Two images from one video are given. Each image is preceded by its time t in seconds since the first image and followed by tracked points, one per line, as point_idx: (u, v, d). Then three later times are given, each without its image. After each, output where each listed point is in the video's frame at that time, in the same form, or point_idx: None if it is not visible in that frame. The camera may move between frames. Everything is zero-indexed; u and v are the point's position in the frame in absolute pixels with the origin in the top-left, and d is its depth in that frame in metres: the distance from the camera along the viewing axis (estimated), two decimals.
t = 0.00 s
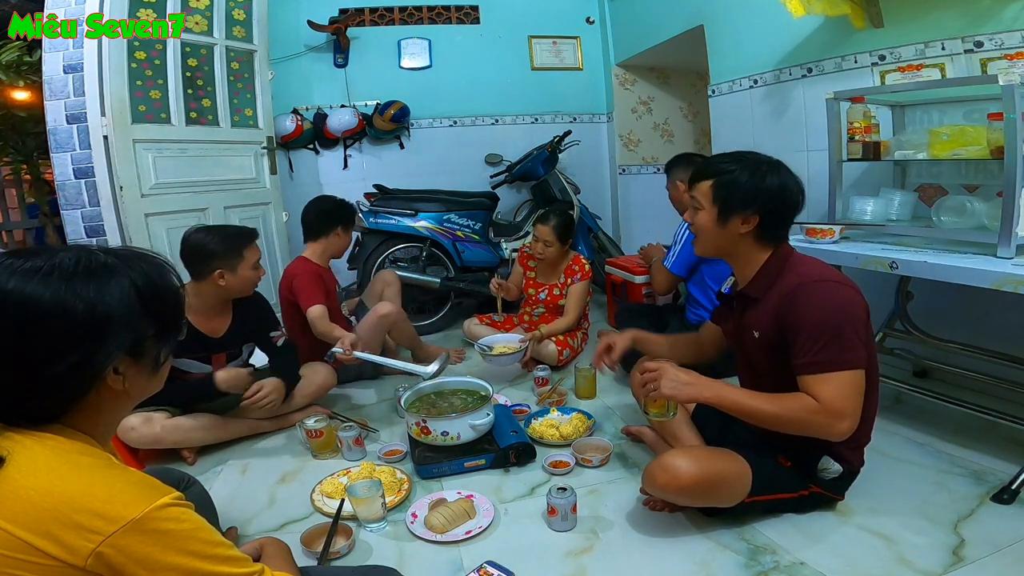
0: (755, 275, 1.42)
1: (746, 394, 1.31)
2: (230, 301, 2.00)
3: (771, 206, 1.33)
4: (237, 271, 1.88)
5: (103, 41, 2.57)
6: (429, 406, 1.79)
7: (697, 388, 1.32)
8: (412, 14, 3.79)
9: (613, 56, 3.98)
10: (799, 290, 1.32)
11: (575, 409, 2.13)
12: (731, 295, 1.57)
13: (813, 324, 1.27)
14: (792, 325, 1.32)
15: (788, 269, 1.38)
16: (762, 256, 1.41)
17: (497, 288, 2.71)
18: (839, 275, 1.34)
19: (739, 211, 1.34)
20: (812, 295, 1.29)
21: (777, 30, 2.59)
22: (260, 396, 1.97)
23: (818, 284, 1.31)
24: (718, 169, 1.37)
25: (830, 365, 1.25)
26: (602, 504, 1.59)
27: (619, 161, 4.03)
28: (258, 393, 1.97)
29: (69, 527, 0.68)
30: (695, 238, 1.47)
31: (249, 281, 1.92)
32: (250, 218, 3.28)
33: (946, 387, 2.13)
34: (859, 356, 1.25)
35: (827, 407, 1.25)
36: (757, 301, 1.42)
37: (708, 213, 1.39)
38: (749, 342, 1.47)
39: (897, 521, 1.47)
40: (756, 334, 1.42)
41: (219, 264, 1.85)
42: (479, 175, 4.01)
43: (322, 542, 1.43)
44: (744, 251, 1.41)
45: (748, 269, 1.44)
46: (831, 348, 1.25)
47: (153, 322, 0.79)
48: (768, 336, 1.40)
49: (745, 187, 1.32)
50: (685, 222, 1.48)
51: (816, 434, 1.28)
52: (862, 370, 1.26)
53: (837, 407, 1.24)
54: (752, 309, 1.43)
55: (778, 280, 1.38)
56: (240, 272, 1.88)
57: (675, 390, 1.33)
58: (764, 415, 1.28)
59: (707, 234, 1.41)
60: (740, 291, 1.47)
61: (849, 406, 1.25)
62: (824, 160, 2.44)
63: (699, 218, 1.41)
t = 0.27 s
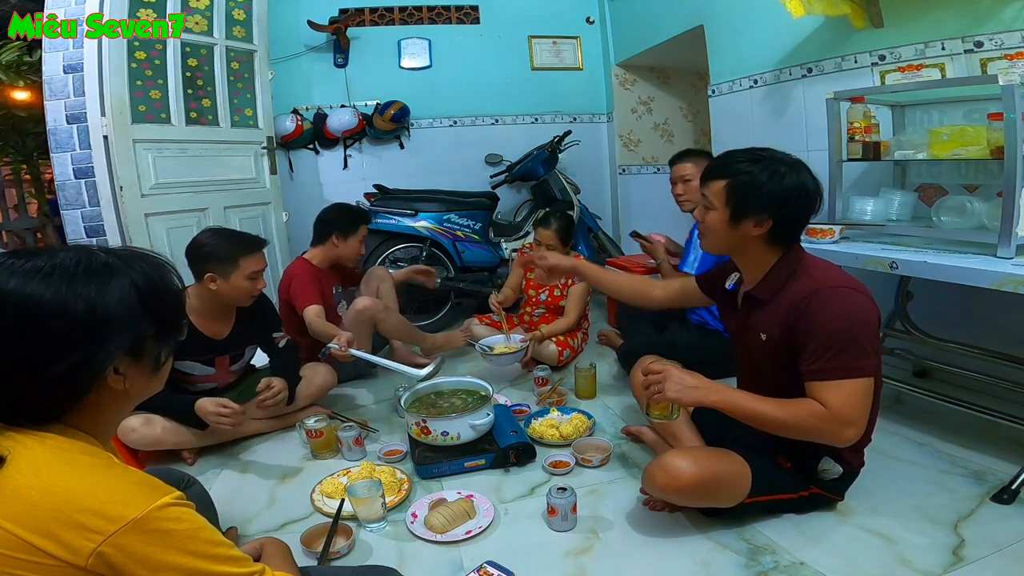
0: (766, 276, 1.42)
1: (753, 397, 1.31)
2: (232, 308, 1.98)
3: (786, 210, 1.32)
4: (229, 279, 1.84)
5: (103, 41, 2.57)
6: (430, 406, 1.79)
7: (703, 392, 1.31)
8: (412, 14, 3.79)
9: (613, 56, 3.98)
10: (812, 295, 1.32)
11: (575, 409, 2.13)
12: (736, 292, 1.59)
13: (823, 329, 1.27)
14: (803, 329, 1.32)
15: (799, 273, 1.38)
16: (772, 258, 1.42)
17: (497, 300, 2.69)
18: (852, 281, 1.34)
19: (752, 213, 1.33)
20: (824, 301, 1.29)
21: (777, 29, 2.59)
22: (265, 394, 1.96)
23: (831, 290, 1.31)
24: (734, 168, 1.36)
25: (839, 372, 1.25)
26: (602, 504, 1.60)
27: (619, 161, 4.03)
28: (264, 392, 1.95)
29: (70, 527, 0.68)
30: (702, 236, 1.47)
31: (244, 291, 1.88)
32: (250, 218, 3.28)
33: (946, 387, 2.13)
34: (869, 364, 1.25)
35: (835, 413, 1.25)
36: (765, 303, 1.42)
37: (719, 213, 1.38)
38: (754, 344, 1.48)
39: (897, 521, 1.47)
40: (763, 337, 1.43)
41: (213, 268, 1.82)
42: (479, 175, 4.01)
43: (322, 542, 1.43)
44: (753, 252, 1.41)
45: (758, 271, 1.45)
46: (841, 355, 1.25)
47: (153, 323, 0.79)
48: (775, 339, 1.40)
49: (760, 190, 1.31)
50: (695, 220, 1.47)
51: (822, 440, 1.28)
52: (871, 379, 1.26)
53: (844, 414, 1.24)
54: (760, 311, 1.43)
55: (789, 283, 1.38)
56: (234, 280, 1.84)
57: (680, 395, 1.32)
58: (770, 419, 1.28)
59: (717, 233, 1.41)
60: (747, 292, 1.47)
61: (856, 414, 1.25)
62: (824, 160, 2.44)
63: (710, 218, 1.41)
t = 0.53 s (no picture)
0: (772, 276, 1.42)
1: (757, 398, 1.31)
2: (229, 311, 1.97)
3: (796, 211, 1.32)
4: (222, 281, 1.83)
5: (103, 41, 2.57)
6: (430, 406, 1.79)
7: (706, 392, 1.31)
8: (412, 14, 3.79)
9: (613, 56, 3.98)
10: (819, 296, 1.32)
11: (576, 409, 2.13)
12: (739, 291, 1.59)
13: (830, 330, 1.27)
14: (809, 330, 1.32)
15: (806, 273, 1.38)
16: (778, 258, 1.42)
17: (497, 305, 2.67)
18: (859, 282, 1.34)
19: (761, 212, 1.33)
20: (831, 302, 1.29)
21: (777, 29, 2.59)
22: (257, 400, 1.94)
23: (838, 291, 1.31)
24: (744, 167, 1.36)
25: (845, 374, 1.25)
26: (602, 504, 1.60)
27: (619, 161, 4.03)
28: (257, 401, 1.93)
29: (70, 527, 0.68)
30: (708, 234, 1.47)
31: (238, 293, 1.86)
32: (250, 218, 3.28)
33: (946, 387, 2.13)
34: (874, 366, 1.25)
35: (840, 414, 1.25)
36: (771, 303, 1.42)
37: (727, 212, 1.38)
38: (757, 344, 1.47)
39: (897, 521, 1.47)
40: (768, 337, 1.42)
41: (206, 269, 1.82)
42: (479, 175, 4.01)
43: (322, 542, 1.43)
44: (759, 251, 1.41)
45: (763, 271, 1.45)
46: (846, 357, 1.25)
47: (153, 323, 0.79)
48: (780, 339, 1.40)
49: (771, 189, 1.31)
50: (700, 218, 1.47)
51: (826, 441, 1.28)
52: (876, 381, 1.26)
53: (849, 415, 1.25)
54: (765, 311, 1.43)
55: (795, 283, 1.38)
56: (226, 282, 1.83)
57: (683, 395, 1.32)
58: (774, 420, 1.28)
59: (724, 232, 1.40)
60: (752, 293, 1.47)
61: (860, 415, 1.26)
62: (824, 160, 2.44)
63: (717, 217, 1.40)
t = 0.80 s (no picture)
0: (775, 275, 1.43)
1: (759, 396, 1.31)
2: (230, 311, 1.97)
3: (802, 208, 1.32)
4: (222, 281, 1.83)
5: (103, 41, 2.57)
6: (430, 406, 1.79)
7: (708, 390, 1.31)
8: (412, 14, 3.79)
9: (613, 56, 3.98)
10: (822, 295, 1.32)
11: (575, 409, 2.13)
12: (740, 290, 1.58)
13: (833, 328, 1.27)
14: (812, 330, 1.32)
15: (809, 273, 1.38)
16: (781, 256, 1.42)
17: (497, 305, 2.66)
18: (862, 281, 1.34)
19: (766, 208, 1.33)
20: (835, 301, 1.29)
21: (777, 29, 2.58)
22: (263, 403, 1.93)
23: (841, 290, 1.31)
24: (749, 165, 1.36)
25: (848, 373, 1.25)
26: (602, 504, 1.60)
27: (619, 161, 4.03)
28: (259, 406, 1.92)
29: (69, 527, 0.68)
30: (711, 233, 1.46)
31: (237, 294, 1.86)
32: (250, 218, 3.28)
33: (947, 387, 2.13)
34: (878, 365, 1.25)
35: (843, 413, 1.25)
36: (774, 303, 1.42)
37: (732, 208, 1.37)
38: (759, 343, 1.47)
39: (897, 521, 1.47)
40: (771, 336, 1.43)
41: (205, 269, 1.82)
42: (479, 175, 4.01)
43: (322, 542, 1.43)
44: (762, 250, 1.41)
45: (766, 270, 1.45)
46: (850, 356, 1.25)
47: (153, 323, 0.79)
48: (782, 339, 1.40)
49: (776, 186, 1.31)
50: (702, 216, 1.47)
51: (828, 440, 1.28)
52: (879, 380, 1.26)
53: (851, 414, 1.25)
54: (768, 311, 1.43)
55: (798, 282, 1.38)
56: (225, 282, 1.82)
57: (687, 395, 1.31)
58: (776, 418, 1.28)
59: (728, 229, 1.39)
60: (754, 292, 1.47)
61: (863, 415, 1.26)
62: (824, 160, 2.44)
63: (721, 214, 1.40)
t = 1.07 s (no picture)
0: (776, 273, 1.43)
1: (763, 394, 1.31)
2: (229, 309, 1.97)
3: (805, 203, 1.33)
4: (214, 277, 1.82)
5: (103, 41, 2.57)
6: (431, 406, 1.79)
7: (711, 388, 1.31)
8: (412, 14, 3.79)
9: (613, 56, 3.98)
10: (824, 292, 1.32)
11: (575, 409, 2.13)
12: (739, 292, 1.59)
13: (836, 325, 1.27)
14: (815, 327, 1.32)
15: (810, 270, 1.38)
16: (781, 254, 1.42)
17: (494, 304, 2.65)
18: (863, 278, 1.34)
19: (770, 205, 1.33)
20: (837, 298, 1.29)
21: (777, 29, 2.58)
22: (264, 403, 1.96)
23: (842, 286, 1.31)
24: (749, 163, 1.37)
25: (852, 370, 1.25)
26: (602, 504, 1.59)
27: (619, 161, 4.03)
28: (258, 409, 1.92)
29: (69, 527, 0.68)
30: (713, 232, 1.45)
31: (231, 291, 1.85)
32: (250, 218, 3.28)
33: (947, 387, 2.13)
34: (881, 362, 1.25)
35: (847, 410, 1.24)
36: (775, 301, 1.42)
37: (734, 207, 1.37)
38: (761, 342, 1.47)
39: (897, 521, 1.47)
40: (773, 334, 1.42)
41: (204, 268, 1.83)
42: (479, 175, 4.01)
43: (322, 542, 1.43)
44: (764, 248, 1.41)
45: (767, 268, 1.45)
46: (853, 352, 1.25)
47: (153, 323, 0.79)
48: (785, 337, 1.40)
49: (779, 183, 1.31)
50: (704, 215, 1.46)
51: (832, 437, 1.27)
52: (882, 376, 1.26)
53: (856, 410, 1.24)
54: (770, 309, 1.43)
55: (800, 280, 1.39)
56: (218, 278, 1.82)
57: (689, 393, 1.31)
58: (781, 416, 1.27)
59: (731, 228, 1.39)
60: (755, 291, 1.47)
61: (868, 411, 1.25)
62: (825, 160, 2.44)
63: (724, 212, 1.39)
